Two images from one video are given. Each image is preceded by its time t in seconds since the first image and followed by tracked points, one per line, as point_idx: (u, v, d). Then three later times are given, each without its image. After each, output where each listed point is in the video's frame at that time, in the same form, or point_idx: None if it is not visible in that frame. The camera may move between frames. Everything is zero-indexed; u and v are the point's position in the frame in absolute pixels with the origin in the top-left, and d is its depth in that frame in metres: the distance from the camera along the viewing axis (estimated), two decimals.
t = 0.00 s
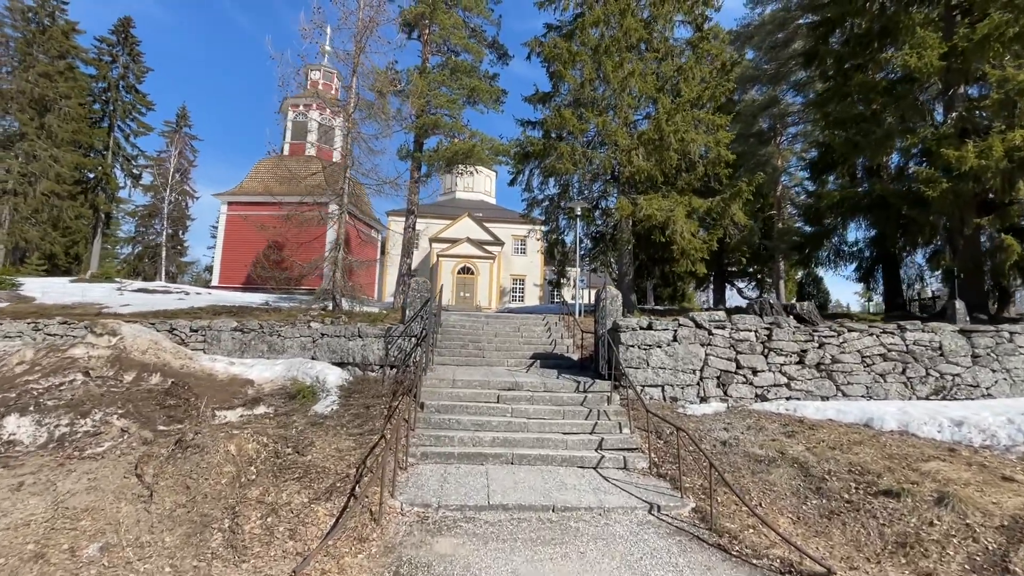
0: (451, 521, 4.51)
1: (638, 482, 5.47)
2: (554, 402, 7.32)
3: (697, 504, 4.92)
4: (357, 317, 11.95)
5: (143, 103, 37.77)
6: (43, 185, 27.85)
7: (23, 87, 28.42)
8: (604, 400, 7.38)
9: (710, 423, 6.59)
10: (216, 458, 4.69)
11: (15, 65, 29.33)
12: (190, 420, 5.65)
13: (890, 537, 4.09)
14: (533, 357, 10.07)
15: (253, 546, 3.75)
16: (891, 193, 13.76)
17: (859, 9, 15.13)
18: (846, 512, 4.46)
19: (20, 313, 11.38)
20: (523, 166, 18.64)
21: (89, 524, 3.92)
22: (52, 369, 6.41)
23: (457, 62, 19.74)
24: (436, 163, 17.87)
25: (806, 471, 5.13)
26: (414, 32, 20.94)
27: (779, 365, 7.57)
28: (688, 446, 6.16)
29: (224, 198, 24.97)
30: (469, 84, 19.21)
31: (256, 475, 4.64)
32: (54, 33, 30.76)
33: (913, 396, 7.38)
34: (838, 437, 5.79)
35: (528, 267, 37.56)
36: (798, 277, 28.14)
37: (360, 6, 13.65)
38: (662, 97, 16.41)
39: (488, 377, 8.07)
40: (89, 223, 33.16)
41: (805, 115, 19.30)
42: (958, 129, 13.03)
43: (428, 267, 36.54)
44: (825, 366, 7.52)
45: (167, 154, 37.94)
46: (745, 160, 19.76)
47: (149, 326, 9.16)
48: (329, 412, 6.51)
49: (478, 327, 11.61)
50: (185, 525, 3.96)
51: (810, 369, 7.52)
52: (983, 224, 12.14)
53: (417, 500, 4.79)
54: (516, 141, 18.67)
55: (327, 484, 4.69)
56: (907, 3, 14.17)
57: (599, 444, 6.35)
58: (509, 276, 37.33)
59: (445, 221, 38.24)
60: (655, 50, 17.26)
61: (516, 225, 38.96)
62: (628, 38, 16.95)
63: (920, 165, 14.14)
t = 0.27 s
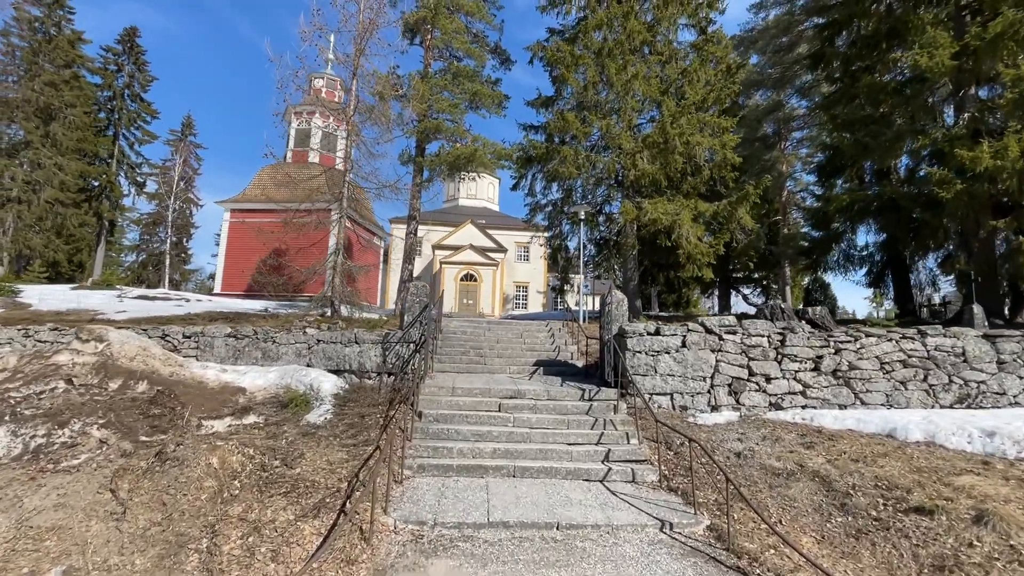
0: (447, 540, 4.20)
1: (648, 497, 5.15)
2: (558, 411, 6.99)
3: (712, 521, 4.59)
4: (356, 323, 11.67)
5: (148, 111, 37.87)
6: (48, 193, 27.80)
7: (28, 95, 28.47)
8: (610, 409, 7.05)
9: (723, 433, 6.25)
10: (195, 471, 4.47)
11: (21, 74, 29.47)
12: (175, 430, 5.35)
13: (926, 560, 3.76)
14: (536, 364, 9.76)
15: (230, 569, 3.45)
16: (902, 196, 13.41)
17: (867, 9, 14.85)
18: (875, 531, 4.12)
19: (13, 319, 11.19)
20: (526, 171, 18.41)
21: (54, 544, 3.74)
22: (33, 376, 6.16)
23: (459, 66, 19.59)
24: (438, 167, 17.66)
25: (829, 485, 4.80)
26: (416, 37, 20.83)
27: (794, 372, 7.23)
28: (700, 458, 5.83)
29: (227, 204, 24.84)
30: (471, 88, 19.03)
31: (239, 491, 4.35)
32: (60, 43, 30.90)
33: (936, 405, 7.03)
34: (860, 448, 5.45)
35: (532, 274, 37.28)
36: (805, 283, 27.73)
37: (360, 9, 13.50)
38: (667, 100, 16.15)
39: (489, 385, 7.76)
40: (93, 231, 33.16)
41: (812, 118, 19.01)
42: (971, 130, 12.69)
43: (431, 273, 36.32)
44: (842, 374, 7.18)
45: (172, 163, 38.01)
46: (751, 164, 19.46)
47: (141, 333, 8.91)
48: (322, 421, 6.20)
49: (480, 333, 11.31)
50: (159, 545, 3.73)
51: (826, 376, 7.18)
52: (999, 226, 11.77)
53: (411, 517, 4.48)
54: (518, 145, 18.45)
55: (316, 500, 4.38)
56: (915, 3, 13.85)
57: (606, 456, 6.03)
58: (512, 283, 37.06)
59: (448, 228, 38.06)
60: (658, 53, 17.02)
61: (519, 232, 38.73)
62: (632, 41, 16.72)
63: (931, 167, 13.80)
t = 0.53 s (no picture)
0: (445, 567, 3.88)
1: (661, 517, 4.81)
2: (564, 424, 6.66)
3: (732, 546, 4.25)
4: (355, 332, 11.39)
5: (153, 121, 37.97)
6: (51, 203, 27.77)
7: (33, 105, 28.54)
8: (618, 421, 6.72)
9: (738, 448, 5.91)
10: (173, 493, 4.20)
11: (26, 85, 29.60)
12: (158, 445, 5.06)
13: None
14: (540, 374, 9.43)
15: None
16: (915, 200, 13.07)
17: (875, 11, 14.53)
18: (913, 559, 3.78)
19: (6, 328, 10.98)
20: (530, 176, 18.17)
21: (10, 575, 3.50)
22: (14, 388, 5.91)
23: (461, 73, 19.44)
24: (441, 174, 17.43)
25: (857, 506, 4.46)
26: (418, 44, 20.74)
27: (811, 382, 6.89)
28: (715, 475, 5.49)
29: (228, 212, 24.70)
30: (474, 94, 18.86)
31: (220, 514, 4.05)
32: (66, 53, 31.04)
33: (963, 417, 6.67)
34: (888, 465, 5.11)
35: (535, 282, 37.00)
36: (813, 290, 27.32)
37: (360, 13, 13.38)
38: (672, 104, 15.89)
39: (491, 396, 7.43)
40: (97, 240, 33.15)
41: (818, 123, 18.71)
42: (985, 131, 12.35)
43: (434, 281, 36.10)
44: (862, 384, 6.83)
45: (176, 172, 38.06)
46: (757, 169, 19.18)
47: (133, 342, 8.65)
48: (314, 435, 5.89)
49: (482, 342, 10.99)
50: None
51: (845, 387, 6.83)
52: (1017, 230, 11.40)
53: (406, 541, 4.16)
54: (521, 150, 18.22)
55: (304, 522, 4.05)
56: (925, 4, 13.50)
57: (614, 472, 5.69)
58: (516, 291, 36.77)
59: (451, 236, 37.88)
60: (663, 57, 16.80)
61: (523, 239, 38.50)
62: (635, 45, 16.51)
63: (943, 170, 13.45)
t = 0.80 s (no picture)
0: None
1: (673, 535, 4.48)
2: (568, 433, 6.33)
3: (750, 567, 3.91)
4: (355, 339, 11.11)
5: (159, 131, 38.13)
6: (57, 211, 27.77)
7: (40, 115, 28.67)
8: (625, 431, 6.39)
9: (753, 459, 5.57)
10: (143, 511, 3.93)
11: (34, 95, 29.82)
12: (137, 458, 4.79)
13: None
14: (544, 381, 9.11)
15: None
16: (928, 200, 12.69)
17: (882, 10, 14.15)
18: None
19: None
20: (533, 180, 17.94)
21: None
22: None
23: (463, 77, 19.28)
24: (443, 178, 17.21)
25: (886, 523, 4.12)
26: (421, 49, 20.65)
27: (829, 389, 6.54)
28: (729, 488, 5.15)
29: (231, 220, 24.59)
30: (476, 98, 18.68)
31: (194, 533, 3.78)
32: (72, 64, 31.28)
33: (991, 425, 6.31)
34: (917, 478, 4.77)
35: (539, 288, 36.69)
36: (822, 295, 26.87)
37: (360, 16, 13.22)
38: (676, 106, 15.64)
39: (492, 405, 7.11)
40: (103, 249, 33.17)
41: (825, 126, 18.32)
42: (1000, 130, 11.98)
43: (438, 289, 35.87)
44: (882, 391, 6.49)
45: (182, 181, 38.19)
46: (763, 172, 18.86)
47: (124, 350, 8.42)
48: (304, 447, 5.58)
49: (483, 349, 10.68)
50: None
51: (865, 394, 6.49)
52: None
53: (396, 562, 3.85)
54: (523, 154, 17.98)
55: (286, 542, 3.74)
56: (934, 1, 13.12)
57: (621, 485, 5.36)
58: (520, 297, 36.48)
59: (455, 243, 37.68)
60: (666, 59, 16.56)
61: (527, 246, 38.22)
62: (639, 47, 16.29)
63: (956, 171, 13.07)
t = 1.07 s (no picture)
0: None
1: (686, 558, 4.13)
2: (571, 444, 5.98)
3: None
4: (353, 346, 10.81)
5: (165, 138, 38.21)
6: (62, 219, 27.73)
7: (46, 124, 28.75)
8: (632, 442, 6.04)
9: (770, 473, 5.20)
10: (105, 534, 3.62)
11: (40, 104, 29.96)
12: (111, 473, 4.51)
13: None
14: (547, 389, 8.75)
15: None
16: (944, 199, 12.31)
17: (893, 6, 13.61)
18: None
19: None
20: (537, 183, 17.66)
21: None
22: None
23: (465, 80, 19.09)
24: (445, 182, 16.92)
25: (923, 546, 3.77)
26: (423, 53, 20.50)
27: (849, 397, 6.16)
28: (746, 505, 4.79)
29: (233, 227, 24.44)
30: (478, 101, 18.45)
31: (161, 559, 3.46)
32: (79, 73, 31.42)
33: None
34: (954, 495, 4.40)
35: (544, 294, 36.33)
36: (832, 299, 26.35)
37: (360, 16, 12.89)
38: (682, 106, 15.31)
39: (492, 414, 6.77)
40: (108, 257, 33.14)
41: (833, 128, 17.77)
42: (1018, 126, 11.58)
43: (442, 295, 35.59)
44: (906, 399, 6.11)
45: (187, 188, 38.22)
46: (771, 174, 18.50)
47: (113, 357, 8.17)
48: (291, 460, 5.26)
49: (485, 355, 10.35)
50: None
51: (888, 402, 6.10)
52: None
53: None
54: (526, 157, 17.72)
55: (262, 568, 3.39)
56: None
57: (629, 501, 5.01)
58: (525, 303, 36.13)
59: (459, 248, 37.41)
60: (671, 59, 16.28)
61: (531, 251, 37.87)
62: (643, 47, 16.01)
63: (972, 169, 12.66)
